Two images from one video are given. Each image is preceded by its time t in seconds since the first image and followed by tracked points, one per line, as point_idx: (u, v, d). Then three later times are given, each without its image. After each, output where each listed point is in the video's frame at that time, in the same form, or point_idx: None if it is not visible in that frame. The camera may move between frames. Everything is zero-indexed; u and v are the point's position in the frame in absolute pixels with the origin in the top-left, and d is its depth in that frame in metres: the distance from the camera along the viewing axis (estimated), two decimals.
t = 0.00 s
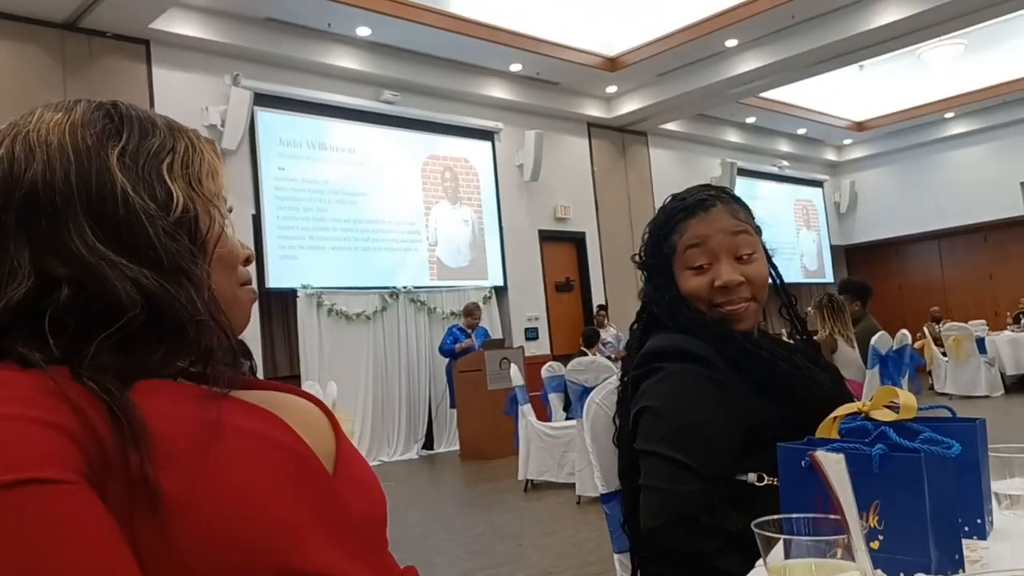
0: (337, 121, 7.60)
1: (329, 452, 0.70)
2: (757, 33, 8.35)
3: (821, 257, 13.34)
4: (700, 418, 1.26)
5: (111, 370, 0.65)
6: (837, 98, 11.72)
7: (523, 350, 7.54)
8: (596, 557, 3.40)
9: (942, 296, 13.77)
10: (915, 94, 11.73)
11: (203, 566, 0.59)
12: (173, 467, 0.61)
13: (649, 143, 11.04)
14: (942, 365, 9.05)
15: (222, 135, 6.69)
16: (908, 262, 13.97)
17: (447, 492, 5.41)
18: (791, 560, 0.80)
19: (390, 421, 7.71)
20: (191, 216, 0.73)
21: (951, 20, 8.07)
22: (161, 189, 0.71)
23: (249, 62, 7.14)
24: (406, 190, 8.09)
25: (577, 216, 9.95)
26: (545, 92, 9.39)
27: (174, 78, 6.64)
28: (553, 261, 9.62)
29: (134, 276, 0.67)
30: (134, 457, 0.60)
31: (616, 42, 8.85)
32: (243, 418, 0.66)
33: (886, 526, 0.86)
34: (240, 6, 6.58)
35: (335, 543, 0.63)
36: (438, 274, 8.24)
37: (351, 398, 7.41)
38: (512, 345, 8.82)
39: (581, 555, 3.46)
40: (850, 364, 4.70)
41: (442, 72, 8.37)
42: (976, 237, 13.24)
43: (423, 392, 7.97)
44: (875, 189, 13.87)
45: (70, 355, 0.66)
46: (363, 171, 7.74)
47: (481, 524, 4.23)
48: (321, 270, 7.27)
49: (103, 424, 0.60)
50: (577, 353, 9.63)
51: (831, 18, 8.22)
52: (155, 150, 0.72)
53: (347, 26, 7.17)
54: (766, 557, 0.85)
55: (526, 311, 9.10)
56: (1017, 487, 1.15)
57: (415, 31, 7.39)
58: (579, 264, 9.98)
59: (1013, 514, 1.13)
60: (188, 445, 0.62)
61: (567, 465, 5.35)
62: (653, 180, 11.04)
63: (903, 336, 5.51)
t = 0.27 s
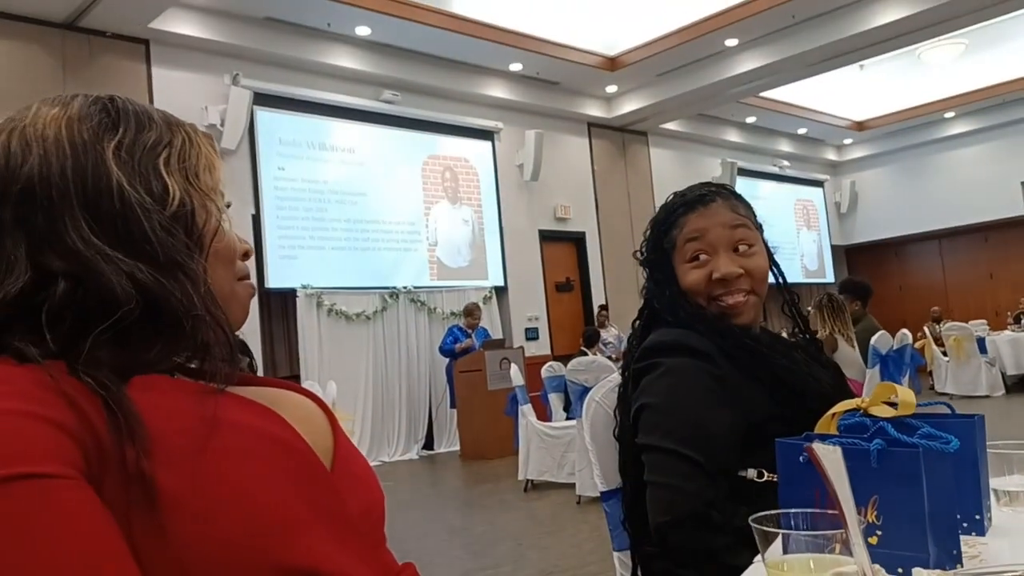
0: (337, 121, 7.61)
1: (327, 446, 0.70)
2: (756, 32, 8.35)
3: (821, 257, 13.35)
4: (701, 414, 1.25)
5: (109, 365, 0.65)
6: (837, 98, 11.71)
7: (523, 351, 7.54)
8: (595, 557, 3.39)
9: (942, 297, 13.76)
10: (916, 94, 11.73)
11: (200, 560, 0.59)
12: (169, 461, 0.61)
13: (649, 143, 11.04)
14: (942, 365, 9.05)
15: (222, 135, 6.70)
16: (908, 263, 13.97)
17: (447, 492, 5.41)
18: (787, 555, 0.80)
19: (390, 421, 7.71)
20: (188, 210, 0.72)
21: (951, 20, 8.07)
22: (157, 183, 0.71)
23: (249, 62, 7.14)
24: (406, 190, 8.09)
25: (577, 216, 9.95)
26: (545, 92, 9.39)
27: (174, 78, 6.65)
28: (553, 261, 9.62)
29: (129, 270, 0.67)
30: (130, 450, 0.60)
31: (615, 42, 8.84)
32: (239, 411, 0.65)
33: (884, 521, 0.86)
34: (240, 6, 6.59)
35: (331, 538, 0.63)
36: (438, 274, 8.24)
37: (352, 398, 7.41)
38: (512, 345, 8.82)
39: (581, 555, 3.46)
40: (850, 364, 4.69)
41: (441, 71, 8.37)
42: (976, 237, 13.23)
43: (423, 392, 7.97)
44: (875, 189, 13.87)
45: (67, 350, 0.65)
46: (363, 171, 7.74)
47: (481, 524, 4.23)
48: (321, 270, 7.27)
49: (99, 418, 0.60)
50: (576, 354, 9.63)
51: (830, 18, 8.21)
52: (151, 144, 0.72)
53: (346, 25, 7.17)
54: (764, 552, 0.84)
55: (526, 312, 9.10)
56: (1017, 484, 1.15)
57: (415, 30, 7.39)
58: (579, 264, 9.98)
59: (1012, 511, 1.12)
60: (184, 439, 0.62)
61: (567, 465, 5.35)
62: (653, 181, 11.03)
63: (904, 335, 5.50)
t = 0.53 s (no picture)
0: (339, 123, 7.62)
1: (324, 449, 0.70)
2: (757, 34, 8.35)
3: (822, 259, 13.36)
4: (704, 416, 1.26)
5: (108, 371, 0.66)
6: (839, 100, 11.72)
7: (524, 353, 7.54)
8: (597, 558, 3.40)
9: (944, 298, 13.77)
10: (917, 95, 11.73)
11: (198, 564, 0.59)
12: (165, 465, 0.61)
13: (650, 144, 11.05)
14: (944, 367, 9.04)
15: (224, 137, 6.71)
16: (909, 264, 13.97)
17: (448, 493, 5.42)
18: (787, 560, 0.80)
19: (391, 423, 7.72)
20: (182, 215, 0.73)
21: (952, 22, 8.07)
22: (150, 189, 0.71)
23: (250, 64, 7.15)
24: (407, 192, 8.10)
25: (579, 218, 9.96)
26: (546, 94, 9.39)
27: (176, 80, 6.66)
28: (554, 263, 9.63)
29: (124, 275, 0.67)
30: (128, 455, 0.61)
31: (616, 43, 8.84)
32: (237, 414, 0.66)
33: (883, 526, 0.86)
34: (241, 8, 6.60)
35: (329, 542, 0.63)
36: (439, 276, 8.25)
37: (353, 400, 7.42)
38: (513, 347, 8.83)
39: (582, 556, 3.47)
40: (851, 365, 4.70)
41: (443, 73, 8.37)
42: (978, 239, 13.22)
43: (424, 394, 7.98)
44: (876, 190, 13.87)
45: (66, 355, 0.66)
46: (364, 174, 7.75)
47: (481, 525, 4.23)
48: (322, 272, 7.28)
49: (98, 423, 0.61)
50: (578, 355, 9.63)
51: (831, 20, 8.22)
52: (145, 149, 0.73)
53: (348, 28, 7.18)
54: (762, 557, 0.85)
55: (527, 313, 9.11)
56: (1015, 488, 1.15)
57: (416, 33, 7.39)
58: (581, 266, 9.99)
59: (1012, 515, 1.13)
60: (180, 444, 0.62)
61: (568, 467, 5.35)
62: (655, 182, 11.04)
63: (904, 338, 5.52)
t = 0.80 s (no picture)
0: (340, 118, 7.60)
1: (325, 465, 0.69)
2: (760, 30, 8.32)
3: (824, 256, 13.35)
4: (710, 422, 1.25)
5: (108, 385, 0.65)
6: (841, 96, 11.68)
7: (524, 349, 7.53)
8: (596, 558, 3.39)
9: (945, 296, 13.75)
10: (920, 92, 11.69)
11: None
12: (164, 483, 0.60)
13: (653, 140, 11.02)
14: (945, 365, 9.03)
15: (225, 132, 6.69)
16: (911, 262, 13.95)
17: (448, 490, 5.42)
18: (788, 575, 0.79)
19: (392, 419, 7.72)
20: (179, 225, 0.71)
21: (955, 18, 8.04)
22: (147, 199, 0.70)
23: (251, 59, 7.13)
24: (408, 188, 8.09)
25: (580, 214, 9.94)
26: (548, 90, 9.37)
27: (177, 75, 6.64)
28: (555, 259, 9.62)
29: (120, 288, 0.66)
30: (127, 473, 0.59)
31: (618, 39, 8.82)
32: (236, 431, 0.65)
33: (884, 541, 0.85)
34: (242, 3, 6.58)
35: (330, 559, 0.63)
36: (440, 272, 8.24)
37: (353, 396, 7.42)
38: (514, 343, 8.83)
39: (582, 556, 3.47)
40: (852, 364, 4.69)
41: (444, 68, 8.35)
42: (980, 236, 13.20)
43: (424, 390, 7.98)
44: (878, 187, 13.83)
45: (64, 370, 0.65)
46: (366, 170, 7.73)
47: (481, 523, 4.23)
48: (323, 268, 7.27)
49: (96, 440, 0.59)
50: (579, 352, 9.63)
51: (834, 15, 8.18)
52: (141, 159, 0.71)
53: (349, 23, 7.16)
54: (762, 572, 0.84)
55: (528, 310, 9.10)
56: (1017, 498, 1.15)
57: (417, 28, 7.36)
58: (582, 262, 9.98)
59: (1013, 525, 1.12)
60: (179, 461, 0.61)
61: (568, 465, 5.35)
62: (657, 178, 11.01)
63: (905, 337, 5.52)
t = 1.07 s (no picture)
0: (345, 98, 7.57)
1: (334, 463, 0.70)
2: (770, 9, 8.25)
3: (830, 237, 13.30)
4: (716, 414, 1.26)
5: (121, 385, 0.66)
6: (850, 77, 11.60)
7: (529, 330, 7.54)
8: (600, 539, 3.42)
9: (951, 278, 13.72)
10: (930, 72, 11.59)
11: None
12: (177, 483, 0.61)
13: (659, 120, 10.95)
14: (950, 347, 9.04)
15: (230, 112, 6.67)
16: (917, 243, 13.90)
17: (453, 471, 5.45)
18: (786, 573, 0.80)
19: (397, 400, 7.76)
20: (187, 226, 0.71)
21: None
22: (155, 201, 0.70)
23: (256, 38, 7.09)
24: (414, 169, 8.08)
25: (586, 194, 9.91)
26: (554, 69, 9.31)
27: (181, 53, 6.62)
28: (560, 240, 9.62)
29: (130, 289, 0.66)
30: (139, 473, 0.60)
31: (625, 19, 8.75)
32: (245, 429, 0.66)
33: (882, 539, 0.86)
34: None
35: (340, 555, 0.64)
36: (446, 252, 8.24)
37: (358, 376, 7.45)
38: (519, 324, 8.85)
39: (586, 536, 3.49)
40: (857, 348, 4.69)
41: (451, 48, 8.30)
42: (987, 218, 13.15)
43: (429, 370, 8.01)
44: (885, 168, 13.75)
45: (78, 369, 0.66)
46: (370, 150, 7.71)
47: (485, 504, 4.27)
48: (328, 249, 7.27)
49: (109, 438, 0.60)
50: (583, 333, 9.64)
51: None
52: (150, 160, 0.71)
53: (354, 2, 7.11)
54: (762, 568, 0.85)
55: (533, 291, 9.11)
56: (1018, 491, 1.15)
57: (423, 7, 7.31)
58: (587, 243, 9.97)
59: (1012, 518, 1.13)
60: (190, 461, 0.62)
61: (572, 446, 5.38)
62: (663, 158, 10.96)
63: (911, 320, 5.51)
